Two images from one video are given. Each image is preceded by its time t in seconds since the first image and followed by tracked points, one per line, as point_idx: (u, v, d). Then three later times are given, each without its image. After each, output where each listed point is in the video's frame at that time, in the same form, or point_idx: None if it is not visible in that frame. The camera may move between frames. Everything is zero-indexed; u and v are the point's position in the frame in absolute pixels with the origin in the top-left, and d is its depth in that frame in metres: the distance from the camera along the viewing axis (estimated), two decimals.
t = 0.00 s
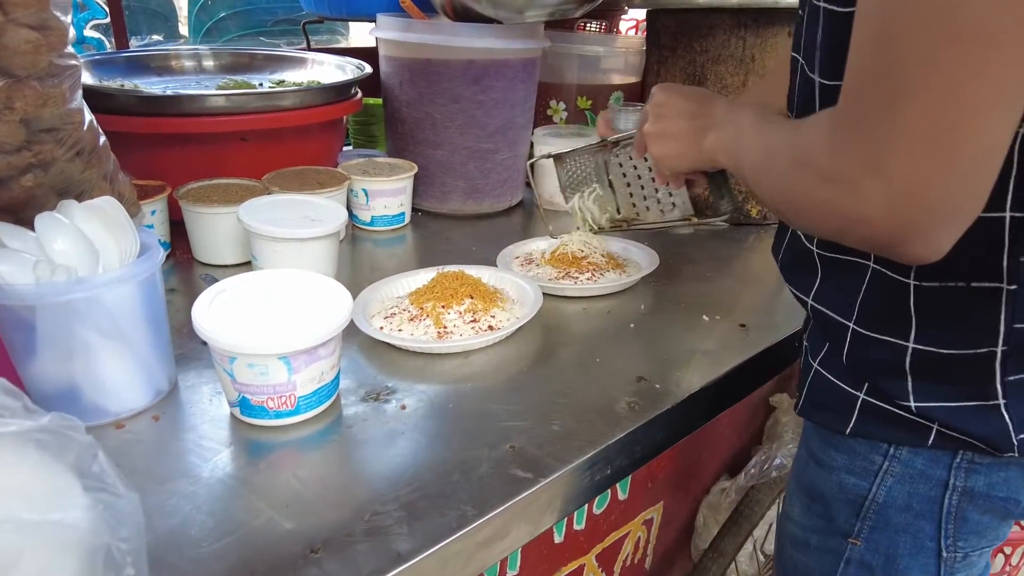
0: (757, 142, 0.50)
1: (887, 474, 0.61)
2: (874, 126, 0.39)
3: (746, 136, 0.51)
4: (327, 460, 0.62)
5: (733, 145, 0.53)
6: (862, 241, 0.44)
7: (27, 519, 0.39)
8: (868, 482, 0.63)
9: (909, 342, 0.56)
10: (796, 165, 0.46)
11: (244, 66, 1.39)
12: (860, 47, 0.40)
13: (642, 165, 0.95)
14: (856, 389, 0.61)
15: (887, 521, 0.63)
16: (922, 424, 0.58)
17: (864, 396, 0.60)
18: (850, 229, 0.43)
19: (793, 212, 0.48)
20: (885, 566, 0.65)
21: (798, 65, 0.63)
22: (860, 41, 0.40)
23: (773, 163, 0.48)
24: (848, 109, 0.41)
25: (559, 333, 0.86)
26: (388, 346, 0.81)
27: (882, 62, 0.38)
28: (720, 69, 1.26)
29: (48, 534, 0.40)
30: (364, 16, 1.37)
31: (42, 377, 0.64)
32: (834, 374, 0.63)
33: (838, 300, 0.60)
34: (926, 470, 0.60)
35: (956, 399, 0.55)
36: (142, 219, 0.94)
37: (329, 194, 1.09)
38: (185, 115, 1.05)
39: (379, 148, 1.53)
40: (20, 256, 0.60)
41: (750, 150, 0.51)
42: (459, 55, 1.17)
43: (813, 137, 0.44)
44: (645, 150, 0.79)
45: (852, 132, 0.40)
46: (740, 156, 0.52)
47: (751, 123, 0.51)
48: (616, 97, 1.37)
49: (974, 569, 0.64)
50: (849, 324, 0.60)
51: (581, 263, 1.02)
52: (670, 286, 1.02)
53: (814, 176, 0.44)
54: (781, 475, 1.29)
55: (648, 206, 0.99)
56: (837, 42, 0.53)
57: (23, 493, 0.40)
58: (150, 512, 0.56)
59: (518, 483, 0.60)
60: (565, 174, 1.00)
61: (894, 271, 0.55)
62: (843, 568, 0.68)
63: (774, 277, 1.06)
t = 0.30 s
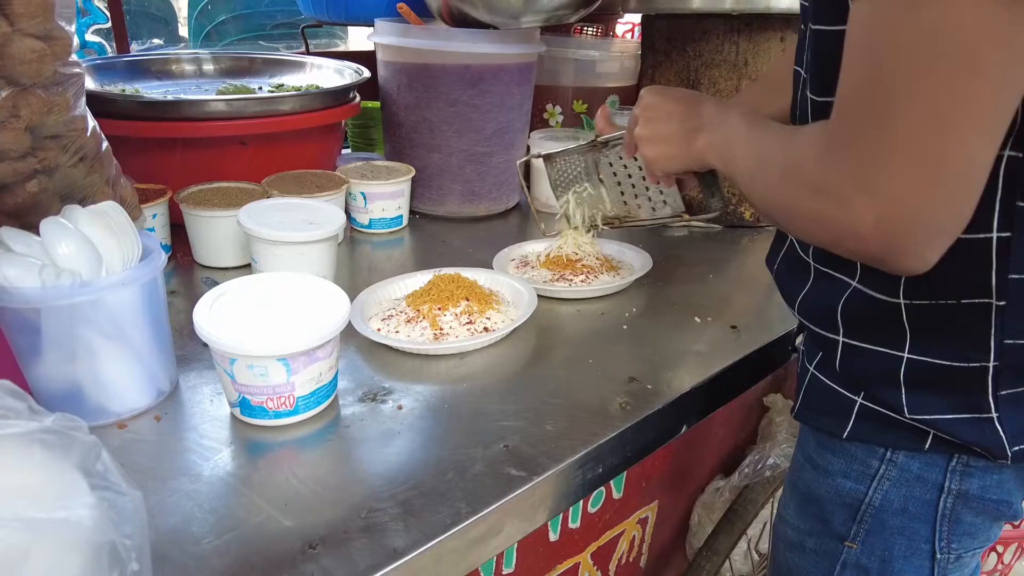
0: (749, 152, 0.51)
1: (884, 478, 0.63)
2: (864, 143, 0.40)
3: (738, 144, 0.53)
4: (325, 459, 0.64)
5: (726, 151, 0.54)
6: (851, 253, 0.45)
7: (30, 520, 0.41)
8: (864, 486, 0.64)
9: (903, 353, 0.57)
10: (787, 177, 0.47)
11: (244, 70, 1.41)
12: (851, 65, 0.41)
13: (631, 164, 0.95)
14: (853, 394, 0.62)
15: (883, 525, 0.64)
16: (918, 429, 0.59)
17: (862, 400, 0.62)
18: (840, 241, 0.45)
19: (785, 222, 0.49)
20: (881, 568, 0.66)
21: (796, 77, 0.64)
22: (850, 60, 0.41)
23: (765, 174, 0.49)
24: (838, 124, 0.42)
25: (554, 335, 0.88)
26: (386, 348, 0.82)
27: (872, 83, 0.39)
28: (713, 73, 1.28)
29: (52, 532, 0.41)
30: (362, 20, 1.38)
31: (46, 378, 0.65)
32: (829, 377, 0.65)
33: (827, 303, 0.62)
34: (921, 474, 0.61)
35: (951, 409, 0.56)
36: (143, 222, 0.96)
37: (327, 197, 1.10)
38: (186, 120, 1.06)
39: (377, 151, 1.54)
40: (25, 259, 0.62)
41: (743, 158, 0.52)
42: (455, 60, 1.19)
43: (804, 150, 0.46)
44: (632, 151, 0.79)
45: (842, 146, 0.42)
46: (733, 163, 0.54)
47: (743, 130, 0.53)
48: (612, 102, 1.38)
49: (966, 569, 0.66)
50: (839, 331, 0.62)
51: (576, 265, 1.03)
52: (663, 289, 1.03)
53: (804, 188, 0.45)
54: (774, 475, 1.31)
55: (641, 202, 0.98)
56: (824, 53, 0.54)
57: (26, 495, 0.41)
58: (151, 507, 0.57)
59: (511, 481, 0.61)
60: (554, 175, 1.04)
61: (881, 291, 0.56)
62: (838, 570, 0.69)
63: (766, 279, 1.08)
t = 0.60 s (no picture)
0: (780, 165, 0.51)
1: (886, 489, 0.63)
2: (919, 163, 0.40)
3: (766, 155, 0.52)
4: (337, 467, 0.64)
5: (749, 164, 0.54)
6: (897, 271, 0.45)
7: (52, 532, 0.41)
8: (867, 497, 0.65)
9: (914, 359, 0.57)
10: (828, 193, 0.46)
11: (250, 74, 1.41)
12: (900, 83, 0.41)
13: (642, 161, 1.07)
14: (856, 403, 0.63)
15: (885, 536, 0.65)
16: (922, 439, 0.59)
17: (864, 410, 0.63)
18: (888, 260, 0.44)
19: (825, 238, 0.48)
20: None
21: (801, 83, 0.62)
22: (900, 79, 0.41)
23: (800, 188, 0.49)
24: (889, 143, 0.42)
25: (563, 341, 0.88)
26: (395, 354, 0.83)
27: (927, 103, 0.39)
28: (718, 79, 1.29)
29: (71, 546, 0.41)
30: (367, 25, 1.38)
31: (60, 385, 0.66)
32: (830, 386, 0.65)
33: (836, 312, 0.62)
34: (924, 485, 0.62)
35: (958, 418, 0.56)
36: (152, 228, 0.96)
37: (335, 203, 1.10)
38: (193, 125, 1.06)
39: (381, 155, 1.55)
40: (41, 268, 0.62)
41: (773, 170, 0.51)
42: (461, 65, 1.19)
43: (846, 166, 0.45)
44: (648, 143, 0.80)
45: (894, 165, 0.41)
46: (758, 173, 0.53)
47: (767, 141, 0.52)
48: (616, 106, 1.42)
49: None
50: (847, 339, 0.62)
51: (583, 271, 1.04)
52: (670, 294, 1.03)
53: (848, 206, 0.45)
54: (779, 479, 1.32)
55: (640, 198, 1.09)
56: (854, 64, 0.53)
57: (47, 507, 0.42)
58: (167, 515, 0.58)
59: (524, 488, 0.62)
60: (567, 165, 1.07)
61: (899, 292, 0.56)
62: None
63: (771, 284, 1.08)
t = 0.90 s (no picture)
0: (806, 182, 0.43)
1: (910, 505, 0.62)
2: None
3: (782, 170, 0.44)
4: (366, 464, 0.65)
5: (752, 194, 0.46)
6: (972, 293, 0.40)
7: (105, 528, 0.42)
8: (890, 513, 0.63)
9: (943, 367, 0.56)
10: (892, 211, 0.40)
11: (263, 74, 1.42)
12: (991, 82, 0.35)
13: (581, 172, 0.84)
14: (875, 419, 0.62)
15: (910, 551, 0.63)
16: (947, 454, 0.58)
17: (884, 426, 0.61)
18: (967, 282, 0.39)
19: (879, 260, 0.42)
20: None
21: (825, 98, 0.60)
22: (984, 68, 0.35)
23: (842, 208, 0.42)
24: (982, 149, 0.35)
25: (581, 340, 0.89)
26: (417, 352, 0.84)
27: None
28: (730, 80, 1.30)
29: (126, 540, 0.42)
30: (380, 25, 1.39)
31: (93, 383, 0.67)
32: (847, 401, 0.64)
33: (852, 315, 0.61)
34: (949, 499, 0.61)
35: (986, 428, 0.56)
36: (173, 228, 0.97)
37: (352, 203, 1.11)
38: (210, 126, 1.07)
39: (393, 155, 1.56)
40: (74, 268, 0.63)
41: (794, 188, 0.44)
42: (475, 66, 1.20)
43: (912, 177, 0.39)
44: (595, 147, 0.78)
45: (991, 174, 0.35)
46: (768, 194, 0.45)
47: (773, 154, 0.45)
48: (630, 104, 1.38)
49: None
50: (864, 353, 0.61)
51: (599, 270, 1.05)
52: (685, 293, 1.04)
53: (921, 224, 0.39)
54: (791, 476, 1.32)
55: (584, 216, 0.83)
56: (880, 74, 0.51)
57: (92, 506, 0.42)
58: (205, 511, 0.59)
59: (551, 484, 0.63)
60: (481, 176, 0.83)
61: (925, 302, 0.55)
62: None
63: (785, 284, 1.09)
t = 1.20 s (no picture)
0: (777, 227, 0.50)
1: (912, 495, 0.66)
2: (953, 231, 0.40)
3: (757, 215, 0.52)
4: (391, 444, 0.69)
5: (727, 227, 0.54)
6: (920, 329, 0.46)
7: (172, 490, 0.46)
8: (893, 504, 0.67)
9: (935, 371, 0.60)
10: (849, 255, 0.46)
11: (279, 76, 1.46)
12: (927, 159, 0.41)
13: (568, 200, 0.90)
14: (879, 417, 0.65)
15: (913, 539, 0.67)
16: (946, 447, 0.62)
17: (888, 423, 0.64)
18: (914, 320, 0.45)
19: (842, 297, 0.48)
20: None
21: (792, 135, 0.68)
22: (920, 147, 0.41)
23: (808, 250, 0.49)
24: (917, 209, 0.42)
25: (589, 331, 0.94)
26: (435, 342, 0.88)
27: (960, 173, 0.39)
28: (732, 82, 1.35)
29: (194, 500, 0.47)
30: (393, 29, 1.43)
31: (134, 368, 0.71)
32: (848, 401, 0.67)
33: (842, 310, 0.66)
34: (948, 488, 0.64)
35: (982, 424, 0.59)
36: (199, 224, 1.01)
37: (368, 201, 1.16)
38: (232, 127, 1.12)
39: (404, 155, 1.60)
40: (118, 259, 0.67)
41: (768, 231, 0.51)
42: (485, 70, 1.25)
43: (863, 227, 0.45)
44: (578, 177, 0.77)
45: (925, 231, 0.42)
46: (745, 234, 0.53)
47: (750, 198, 0.52)
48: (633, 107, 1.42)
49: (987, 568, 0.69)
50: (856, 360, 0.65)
51: (606, 266, 1.09)
52: (689, 287, 1.09)
53: (874, 268, 0.45)
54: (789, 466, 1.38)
55: (574, 236, 0.92)
56: (857, 122, 0.57)
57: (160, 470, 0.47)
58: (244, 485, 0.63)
59: (564, 461, 0.67)
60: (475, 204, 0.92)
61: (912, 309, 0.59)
62: None
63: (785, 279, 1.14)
